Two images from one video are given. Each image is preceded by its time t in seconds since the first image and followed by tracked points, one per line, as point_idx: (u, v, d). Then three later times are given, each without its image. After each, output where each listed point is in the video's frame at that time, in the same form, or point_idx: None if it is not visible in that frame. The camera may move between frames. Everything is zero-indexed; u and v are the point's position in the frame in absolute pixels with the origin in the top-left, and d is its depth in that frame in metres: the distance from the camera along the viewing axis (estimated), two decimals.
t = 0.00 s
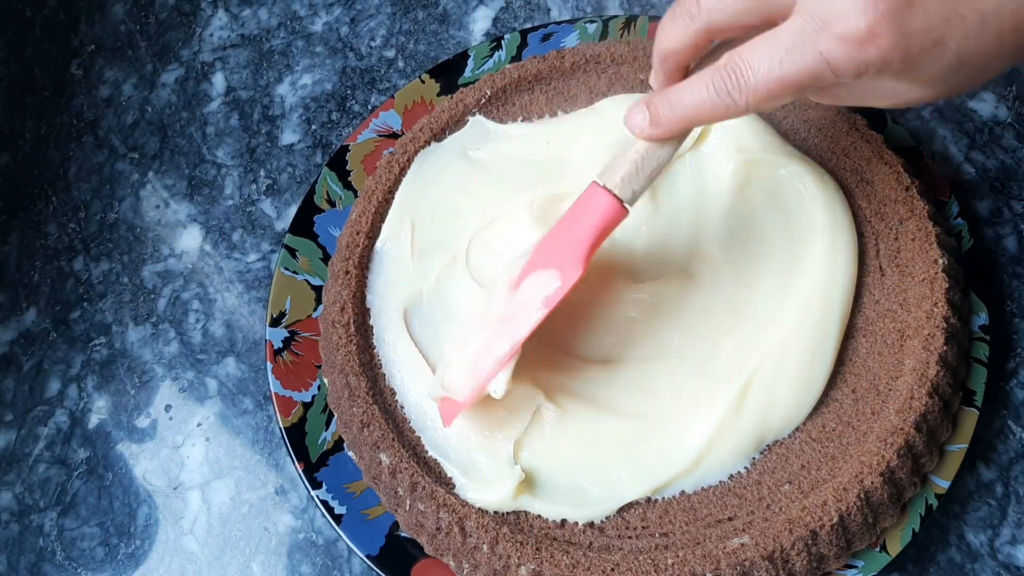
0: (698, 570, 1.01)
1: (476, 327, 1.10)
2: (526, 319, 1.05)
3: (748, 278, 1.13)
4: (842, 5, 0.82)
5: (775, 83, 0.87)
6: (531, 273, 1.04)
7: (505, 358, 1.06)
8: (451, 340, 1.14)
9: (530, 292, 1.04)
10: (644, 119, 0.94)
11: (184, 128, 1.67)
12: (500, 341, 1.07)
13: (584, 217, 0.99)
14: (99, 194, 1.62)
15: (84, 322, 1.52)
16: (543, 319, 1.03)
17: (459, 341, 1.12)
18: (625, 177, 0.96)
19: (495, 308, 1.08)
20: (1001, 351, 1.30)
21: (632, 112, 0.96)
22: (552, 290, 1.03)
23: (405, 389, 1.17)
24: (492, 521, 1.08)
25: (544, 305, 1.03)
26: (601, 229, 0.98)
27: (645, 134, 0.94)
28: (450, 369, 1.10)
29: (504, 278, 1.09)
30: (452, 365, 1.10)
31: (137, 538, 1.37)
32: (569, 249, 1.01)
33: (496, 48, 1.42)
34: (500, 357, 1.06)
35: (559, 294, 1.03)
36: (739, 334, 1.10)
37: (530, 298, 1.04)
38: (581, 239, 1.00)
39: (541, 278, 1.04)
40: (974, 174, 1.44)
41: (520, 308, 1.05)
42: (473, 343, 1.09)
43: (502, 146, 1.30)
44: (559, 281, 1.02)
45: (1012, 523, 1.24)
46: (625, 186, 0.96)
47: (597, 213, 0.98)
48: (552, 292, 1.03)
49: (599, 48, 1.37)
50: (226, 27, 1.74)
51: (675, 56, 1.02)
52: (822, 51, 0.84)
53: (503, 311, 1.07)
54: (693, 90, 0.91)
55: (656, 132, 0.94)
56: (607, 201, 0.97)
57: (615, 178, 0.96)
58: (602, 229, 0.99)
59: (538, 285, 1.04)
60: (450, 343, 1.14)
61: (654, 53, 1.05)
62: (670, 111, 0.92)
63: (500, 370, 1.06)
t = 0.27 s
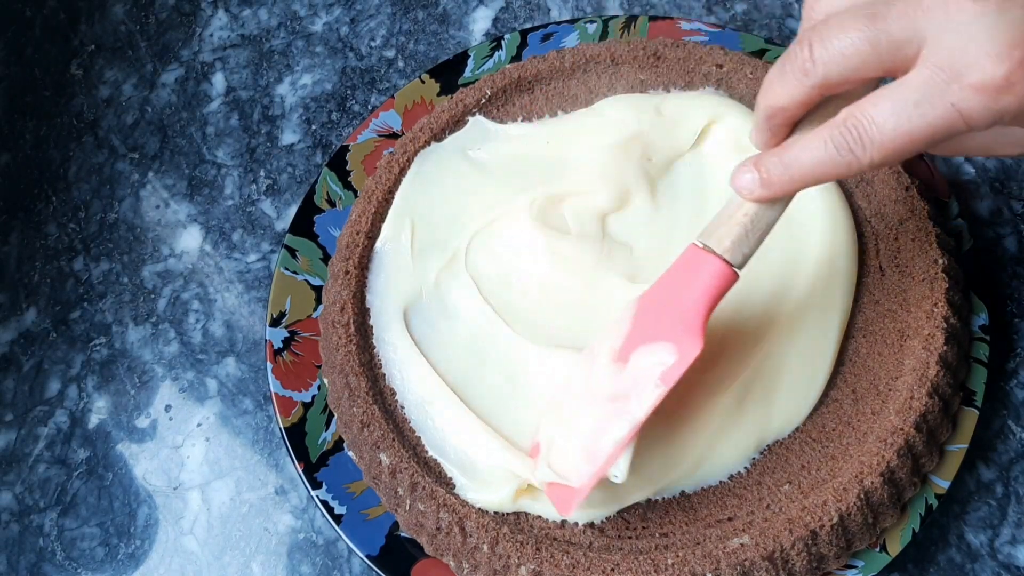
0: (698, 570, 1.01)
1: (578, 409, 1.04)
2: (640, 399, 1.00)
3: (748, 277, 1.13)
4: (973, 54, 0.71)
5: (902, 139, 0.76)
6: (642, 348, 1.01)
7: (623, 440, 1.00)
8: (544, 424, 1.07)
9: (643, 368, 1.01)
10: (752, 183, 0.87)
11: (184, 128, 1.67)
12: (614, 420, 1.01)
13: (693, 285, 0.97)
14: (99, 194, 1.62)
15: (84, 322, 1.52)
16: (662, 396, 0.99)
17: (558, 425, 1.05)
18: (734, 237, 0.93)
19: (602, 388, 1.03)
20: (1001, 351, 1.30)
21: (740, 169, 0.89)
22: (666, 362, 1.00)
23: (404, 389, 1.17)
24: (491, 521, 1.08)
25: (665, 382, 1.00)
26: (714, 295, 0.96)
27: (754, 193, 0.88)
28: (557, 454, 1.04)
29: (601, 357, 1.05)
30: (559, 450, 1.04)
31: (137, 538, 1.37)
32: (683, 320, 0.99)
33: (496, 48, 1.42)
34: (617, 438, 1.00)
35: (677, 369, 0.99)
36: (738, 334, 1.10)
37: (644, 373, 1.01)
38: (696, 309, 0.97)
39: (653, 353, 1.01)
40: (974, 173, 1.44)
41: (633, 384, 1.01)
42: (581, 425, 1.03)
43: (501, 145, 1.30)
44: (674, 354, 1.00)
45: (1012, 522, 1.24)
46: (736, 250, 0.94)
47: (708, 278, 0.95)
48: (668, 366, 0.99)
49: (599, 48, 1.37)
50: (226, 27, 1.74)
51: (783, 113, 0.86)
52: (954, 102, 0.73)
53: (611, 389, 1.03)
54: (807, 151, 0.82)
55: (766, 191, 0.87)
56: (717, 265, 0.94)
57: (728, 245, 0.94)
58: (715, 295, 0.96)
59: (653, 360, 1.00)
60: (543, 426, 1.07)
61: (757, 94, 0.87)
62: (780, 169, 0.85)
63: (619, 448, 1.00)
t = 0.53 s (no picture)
0: (698, 570, 1.02)
1: (738, 451, 1.00)
2: (817, 434, 0.94)
3: (748, 278, 1.14)
4: None
5: None
6: (808, 382, 0.97)
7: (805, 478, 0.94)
8: (692, 471, 1.02)
9: (809, 404, 0.96)
10: (896, 207, 0.92)
11: (184, 128, 1.67)
12: (784, 459, 0.96)
13: (846, 314, 0.97)
14: (99, 194, 1.62)
15: (84, 322, 1.52)
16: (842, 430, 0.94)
17: (711, 471, 1.00)
18: (878, 263, 0.97)
19: (755, 429, 0.99)
20: (1001, 351, 1.30)
21: (877, 196, 0.95)
22: (835, 397, 0.95)
23: (404, 389, 1.17)
24: (492, 521, 1.08)
25: (836, 416, 0.94)
26: (867, 319, 0.96)
27: (896, 217, 0.93)
28: (727, 501, 0.98)
29: (745, 398, 1.00)
30: (723, 496, 0.99)
31: (137, 538, 1.37)
32: (835, 354, 0.97)
33: (496, 48, 1.42)
34: (795, 477, 0.95)
35: (852, 400, 0.94)
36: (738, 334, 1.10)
37: (803, 409, 0.97)
38: (852, 338, 0.96)
39: (811, 388, 0.97)
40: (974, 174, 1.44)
41: (802, 422, 0.96)
42: (741, 469, 0.98)
43: (501, 145, 1.30)
44: (845, 385, 0.95)
45: (1012, 523, 1.24)
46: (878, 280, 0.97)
47: (859, 301, 0.96)
48: (838, 400, 0.95)
49: (599, 48, 1.37)
50: (227, 27, 1.74)
51: (911, 129, 0.92)
52: None
53: (770, 428, 0.98)
54: (942, 170, 0.89)
55: (908, 214, 0.92)
56: (865, 289, 0.96)
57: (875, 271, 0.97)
58: (863, 321, 0.96)
59: (823, 394, 0.96)
60: (687, 468, 1.03)
61: (883, 113, 0.93)
62: (923, 191, 0.90)
63: (799, 484, 0.94)
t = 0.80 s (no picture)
0: (698, 570, 1.01)
1: (834, 367, 1.01)
2: (920, 339, 0.97)
3: (748, 278, 1.14)
4: None
5: None
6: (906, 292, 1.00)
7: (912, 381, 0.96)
8: (785, 389, 1.03)
9: (911, 313, 0.99)
10: (985, 117, 0.96)
11: (184, 128, 1.67)
12: (886, 368, 0.98)
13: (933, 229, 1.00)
14: (99, 194, 1.62)
15: (84, 322, 1.52)
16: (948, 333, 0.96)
17: (816, 385, 1.01)
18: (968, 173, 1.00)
19: (852, 340, 1.01)
20: (1001, 351, 1.30)
21: (960, 111, 0.99)
22: (935, 303, 0.98)
23: (404, 389, 1.17)
24: (491, 521, 1.08)
25: (939, 322, 0.97)
26: (959, 228, 0.99)
27: (984, 128, 0.97)
28: (831, 413, 1.00)
29: (840, 313, 1.02)
30: (827, 408, 1.00)
31: (137, 538, 1.37)
32: (935, 264, 1.00)
33: (496, 48, 1.42)
34: (901, 382, 0.96)
35: (953, 305, 0.97)
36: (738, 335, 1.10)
37: (900, 319, 0.99)
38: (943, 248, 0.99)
39: (911, 298, 0.99)
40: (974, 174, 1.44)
41: (903, 328, 0.98)
42: (845, 379, 0.99)
43: (501, 145, 1.30)
44: (947, 292, 0.98)
45: (1012, 523, 1.24)
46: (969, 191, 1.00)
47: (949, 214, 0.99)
48: (936, 306, 0.98)
49: (599, 48, 1.37)
50: (227, 27, 1.74)
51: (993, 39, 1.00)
52: None
53: (866, 339, 1.00)
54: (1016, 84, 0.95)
55: (994, 126, 0.97)
56: (954, 200, 0.99)
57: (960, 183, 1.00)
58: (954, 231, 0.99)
59: (917, 301, 0.99)
60: (783, 391, 1.03)
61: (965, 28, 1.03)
62: (1010, 99, 0.95)
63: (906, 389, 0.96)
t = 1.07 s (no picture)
0: (698, 570, 1.01)
1: (680, 302, 1.03)
2: (739, 274, 0.99)
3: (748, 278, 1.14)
4: None
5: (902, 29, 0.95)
6: (734, 228, 1.01)
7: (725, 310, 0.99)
8: (628, 324, 1.07)
9: (737, 247, 1.00)
10: (835, 58, 0.96)
11: (184, 128, 1.67)
12: (717, 300, 1.01)
13: (780, 164, 0.98)
14: (99, 194, 1.62)
15: (84, 322, 1.52)
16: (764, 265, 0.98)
17: (653, 316, 1.05)
18: (812, 120, 0.99)
19: (692, 275, 1.03)
20: (1001, 351, 1.30)
21: (816, 53, 0.99)
22: (762, 235, 0.99)
23: (405, 389, 1.17)
24: (491, 521, 1.08)
25: (758, 254, 0.99)
26: (801, 172, 0.97)
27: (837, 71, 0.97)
28: (665, 344, 1.03)
29: (685, 249, 1.04)
30: (662, 342, 1.03)
31: (137, 538, 1.37)
32: (761, 200, 0.99)
33: (496, 48, 1.42)
34: (719, 312, 1.00)
35: (773, 237, 0.98)
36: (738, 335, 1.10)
37: (734, 253, 1.00)
38: (775, 188, 0.99)
39: (744, 231, 1.00)
40: (974, 174, 1.44)
41: (733, 260, 1.00)
42: (687, 315, 1.02)
43: (501, 145, 1.30)
44: (771, 226, 0.98)
45: (1012, 523, 1.24)
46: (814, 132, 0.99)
47: (793, 156, 0.97)
48: (761, 238, 0.99)
49: (599, 48, 1.37)
50: (226, 27, 1.74)
51: None
52: None
53: (708, 273, 1.02)
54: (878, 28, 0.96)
55: (844, 68, 0.97)
56: (800, 142, 0.97)
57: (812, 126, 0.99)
58: (801, 174, 0.98)
59: (748, 235, 1.00)
60: (634, 325, 1.06)
61: None
62: (859, 41, 0.96)
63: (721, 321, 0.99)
